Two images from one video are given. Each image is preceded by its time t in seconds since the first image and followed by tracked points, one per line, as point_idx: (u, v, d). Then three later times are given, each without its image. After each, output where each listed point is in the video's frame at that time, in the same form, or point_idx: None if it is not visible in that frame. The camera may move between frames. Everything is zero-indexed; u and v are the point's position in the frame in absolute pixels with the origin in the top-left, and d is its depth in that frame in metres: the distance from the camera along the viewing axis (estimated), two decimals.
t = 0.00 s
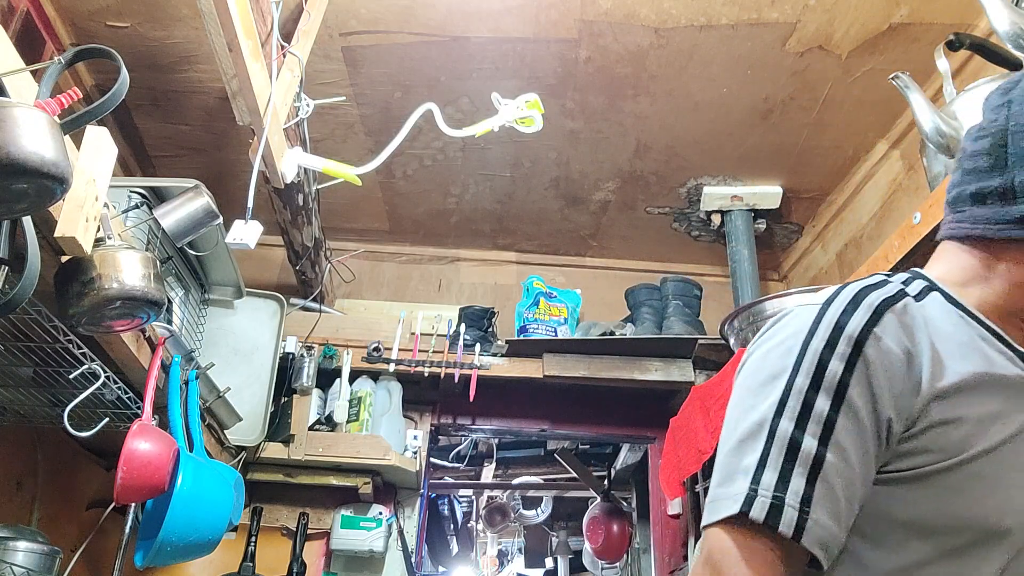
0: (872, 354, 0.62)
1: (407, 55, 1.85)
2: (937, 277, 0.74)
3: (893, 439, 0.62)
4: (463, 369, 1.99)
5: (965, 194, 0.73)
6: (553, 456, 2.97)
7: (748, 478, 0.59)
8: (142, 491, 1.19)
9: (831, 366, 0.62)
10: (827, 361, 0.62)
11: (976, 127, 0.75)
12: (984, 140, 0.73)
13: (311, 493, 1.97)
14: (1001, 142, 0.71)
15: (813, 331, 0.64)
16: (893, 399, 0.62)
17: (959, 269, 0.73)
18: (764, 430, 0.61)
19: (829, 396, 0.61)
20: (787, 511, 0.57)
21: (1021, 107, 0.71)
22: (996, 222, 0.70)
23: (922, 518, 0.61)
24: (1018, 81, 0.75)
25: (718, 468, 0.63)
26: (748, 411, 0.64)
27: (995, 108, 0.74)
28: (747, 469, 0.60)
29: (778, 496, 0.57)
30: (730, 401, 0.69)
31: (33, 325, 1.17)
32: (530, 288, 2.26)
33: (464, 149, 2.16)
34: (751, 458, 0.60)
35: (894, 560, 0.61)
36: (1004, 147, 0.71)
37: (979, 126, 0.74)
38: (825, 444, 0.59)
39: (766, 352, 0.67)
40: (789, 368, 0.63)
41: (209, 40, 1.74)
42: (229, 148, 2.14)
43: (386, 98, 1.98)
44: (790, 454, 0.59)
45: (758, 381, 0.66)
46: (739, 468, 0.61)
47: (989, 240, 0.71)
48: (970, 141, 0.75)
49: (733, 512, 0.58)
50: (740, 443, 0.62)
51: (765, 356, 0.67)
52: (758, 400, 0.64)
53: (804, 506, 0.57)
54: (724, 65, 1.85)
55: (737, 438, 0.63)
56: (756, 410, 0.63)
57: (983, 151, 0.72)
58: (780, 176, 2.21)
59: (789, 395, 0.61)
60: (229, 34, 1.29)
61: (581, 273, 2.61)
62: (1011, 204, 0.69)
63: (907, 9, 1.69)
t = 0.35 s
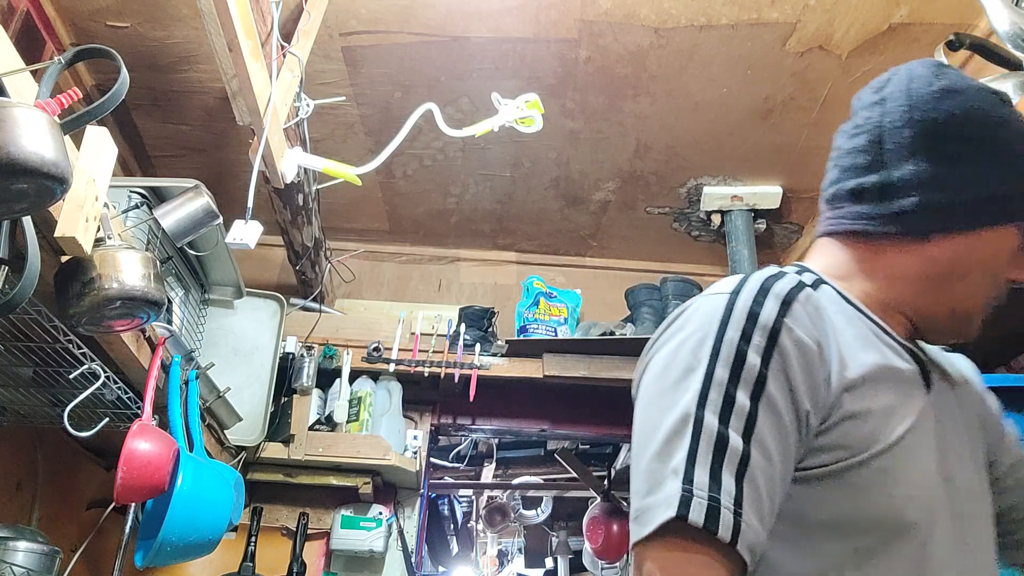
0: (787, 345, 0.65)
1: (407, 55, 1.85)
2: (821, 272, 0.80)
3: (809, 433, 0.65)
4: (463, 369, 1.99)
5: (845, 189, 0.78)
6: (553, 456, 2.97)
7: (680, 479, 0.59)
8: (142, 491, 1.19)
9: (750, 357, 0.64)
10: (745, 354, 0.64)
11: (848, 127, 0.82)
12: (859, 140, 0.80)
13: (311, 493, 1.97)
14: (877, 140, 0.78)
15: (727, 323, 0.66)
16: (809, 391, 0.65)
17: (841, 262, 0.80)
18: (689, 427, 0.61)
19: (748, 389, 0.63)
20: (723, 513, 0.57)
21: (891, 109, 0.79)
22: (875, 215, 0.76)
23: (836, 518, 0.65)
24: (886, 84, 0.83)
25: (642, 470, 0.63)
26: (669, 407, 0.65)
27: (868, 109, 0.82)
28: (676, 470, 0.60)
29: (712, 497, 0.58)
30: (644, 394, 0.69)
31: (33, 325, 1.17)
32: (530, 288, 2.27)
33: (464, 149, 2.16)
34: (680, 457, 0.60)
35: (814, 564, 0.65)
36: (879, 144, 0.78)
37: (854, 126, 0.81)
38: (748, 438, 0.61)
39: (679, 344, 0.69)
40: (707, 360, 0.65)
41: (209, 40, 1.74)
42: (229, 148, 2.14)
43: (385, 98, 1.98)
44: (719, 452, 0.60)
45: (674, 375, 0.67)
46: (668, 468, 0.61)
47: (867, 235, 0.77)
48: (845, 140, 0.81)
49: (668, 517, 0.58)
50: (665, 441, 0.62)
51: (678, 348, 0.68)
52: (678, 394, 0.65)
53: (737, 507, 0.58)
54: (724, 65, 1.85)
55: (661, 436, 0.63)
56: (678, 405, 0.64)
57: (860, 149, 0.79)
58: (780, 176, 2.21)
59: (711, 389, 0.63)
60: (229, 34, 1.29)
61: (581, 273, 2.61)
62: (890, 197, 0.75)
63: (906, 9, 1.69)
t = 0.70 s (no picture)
0: (703, 334, 0.63)
1: (407, 55, 1.85)
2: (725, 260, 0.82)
3: (731, 423, 0.65)
4: (463, 369, 1.99)
5: (742, 175, 0.78)
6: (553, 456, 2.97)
7: (606, 480, 0.56)
8: (143, 491, 1.19)
9: (667, 349, 0.62)
10: (661, 346, 0.62)
11: (744, 108, 0.82)
12: (754, 122, 0.79)
13: (311, 493, 1.97)
14: (771, 121, 0.77)
15: (641, 314, 0.64)
16: (728, 380, 0.64)
17: (741, 252, 0.81)
18: (613, 422, 0.58)
19: (668, 381, 0.60)
20: (654, 512, 0.54)
21: (784, 87, 0.78)
22: (772, 200, 0.76)
23: (762, 510, 0.66)
24: (780, 62, 0.82)
25: (566, 473, 0.59)
26: (588, 404, 0.61)
27: (762, 88, 0.80)
28: (601, 470, 0.56)
29: (643, 496, 0.55)
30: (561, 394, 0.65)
31: (33, 325, 1.17)
32: (530, 288, 2.27)
33: (464, 149, 2.16)
34: (606, 456, 0.57)
35: (746, 558, 0.65)
36: (774, 126, 0.77)
37: (750, 107, 0.80)
38: (672, 431, 0.59)
39: (595, 340, 0.66)
40: (623, 354, 0.62)
41: (209, 40, 1.74)
42: (229, 148, 2.14)
43: (385, 98, 1.98)
44: (645, 448, 0.57)
45: (591, 372, 0.63)
46: (593, 468, 0.57)
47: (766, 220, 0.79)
48: (742, 121, 0.81)
49: (598, 521, 0.54)
50: (588, 440, 0.59)
51: (594, 344, 0.65)
52: (595, 391, 0.61)
53: (668, 503, 0.55)
54: (723, 64, 1.85)
55: (582, 437, 0.60)
56: (597, 402, 0.61)
57: (755, 132, 0.78)
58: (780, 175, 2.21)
59: (631, 383, 0.60)
60: (229, 35, 1.29)
61: (581, 273, 2.61)
62: (787, 180, 0.75)
63: (907, 9, 1.69)
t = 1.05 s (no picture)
0: (790, 350, 0.63)
1: (407, 55, 1.85)
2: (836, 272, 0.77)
3: (812, 439, 0.63)
4: (464, 369, 1.99)
5: (862, 186, 0.76)
6: (553, 456, 2.97)
7: (664, 486, 0.59)
8: (142, 491, 1.19)
9: (747, 362, 0.62)
10: (743, 359, 0.62)
11: (872, 120, 0.80)
12: (882, 135, 0.77)
13: (311, 493, 1.97)
14: (899, 137, 0.76)
15: (727, 325, 0.64)
16: (811, 398, 0.63)
17: (856, 265, 0.77)
18: (678, 431, 0.61)
19: (745, 396, 0.61)
20: (704, 522, 0.57)
21: (918, 103, 0.77)
22: (893, 217, 0.74)
23: (838, 527, 0.63)
24: (912, 77, 0.80)
25: (628, 471, 0.63)
26: (659, 410, 0.64)
27: (892, 104, 0.79)
28: (660, 476, 0.60)
29: (695, 505, 0.57)
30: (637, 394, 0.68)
31: (33, 325, 1.17)
32: (530, 288, 2.27)
33: (464, 149, 2.16)
34: (666, 463, 0.60)
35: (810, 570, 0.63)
36: (902, 141, 0.75)
37: (877, 119, 0.79)
38: (740, 446, 0.59)
39: (677, 345, 0.67)
40: (702, 363, 0.63)
41: (209, 40, 1.74)
42: (229, 148, 2.14)
43: (385, 98, 1.98)
44: (708, 459, 0.59)
45: (668, 377, 0.65)
46: (652, 473, 0.60)
47: (886, 237, 0.75)
48: (868, 133, 0.79)
49: (649, 523, 0.58)
50: (652, 444, 0.62)
51: (676, 349, 0.67)
52: (670, 397, 0.64)
53: (723, 515, 0.57)
54: (723, 64, 1.85)
55: (648, 441, 0.63)
56: (667, 409, 0.63)
57: (882, 145, 0.76)
58: (780, 175, 2.21)
59: (704, 394, 0.61)
60: (229, 34, 1.29)
61: (581, 273, 2.61)
62: (910, 199, 0.73)
63: (906, 9, 1.69)
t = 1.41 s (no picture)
0: (871, 331, 0.59)
1: (406, 55, 1.85)
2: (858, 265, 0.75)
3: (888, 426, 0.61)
4: (463, 369, 2.00)
5: (888, 184, 0.73)
6: (553, 456, 2.98)
7: (779, 472, 0.52)
8: (142, 491, 1.19)
9: (836, 343, 0.58)
10: (831, 340, 0.58)
11: (898, 119, 0.76)
12: (909, 132, 0.73)
13: (311, 493, 1.97)
14: (927, 135, 0.71)
15: (808, 306, 0.60)
16: (889, 384, 0.60)
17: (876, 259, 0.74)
18: (783, 414, 0.55)
19: (837, 377, 0.57)
20: (830, 509, 0.51)
21: (947, 101, 0.72)
22: (917, 215, 0.70)
23: (903, 520, 0.61)
24: (945, 74, 0.76)
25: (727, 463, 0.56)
26: (747, 397, 0.58)
27: (924, 101, 0.74)
28: (772, 462, 0.53)
29: (819, 491, 0.51)
30: (707, 385, 0.62)
31: (33, 325, 1.17)
32: (530, 288, 2.27)
33: (464, 149, 2.16)
34: (776, 447, 0.54)
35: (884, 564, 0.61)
36: (930, 140, 0.71)
37: (905, 117, 0.75)
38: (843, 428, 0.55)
39: (750, 330, 0.61)
40: (789, 345, 0.58)
41: (209, 40, 1.74)
42: (229, 148, 2.14)
43: (385, 98, 1.98)
44: (819, 443, 0.53)
45: (748, 363, 0.59)
46: (761, 462, 0.54)
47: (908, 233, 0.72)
48: (895, 130, 0.75)
49: (772, 514, 0.51)
50: (752, 432, 0.55)
51: (749, 335, 0.61)
52: (758, 381, 0.58)
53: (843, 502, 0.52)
54: (724, 64, 1.84)
55: (743, 426, 0.56)
56: (761, 394, 0.57)
57: (909, 143, 0.72)
58: (780, 176, 2.21)
59: (800, 375, 0.56)
60: (229, 34, 1.29)
61: (581, 273, 2.61)
62: (935, 198, 0.69)
63: (906, 9, 1.69)
